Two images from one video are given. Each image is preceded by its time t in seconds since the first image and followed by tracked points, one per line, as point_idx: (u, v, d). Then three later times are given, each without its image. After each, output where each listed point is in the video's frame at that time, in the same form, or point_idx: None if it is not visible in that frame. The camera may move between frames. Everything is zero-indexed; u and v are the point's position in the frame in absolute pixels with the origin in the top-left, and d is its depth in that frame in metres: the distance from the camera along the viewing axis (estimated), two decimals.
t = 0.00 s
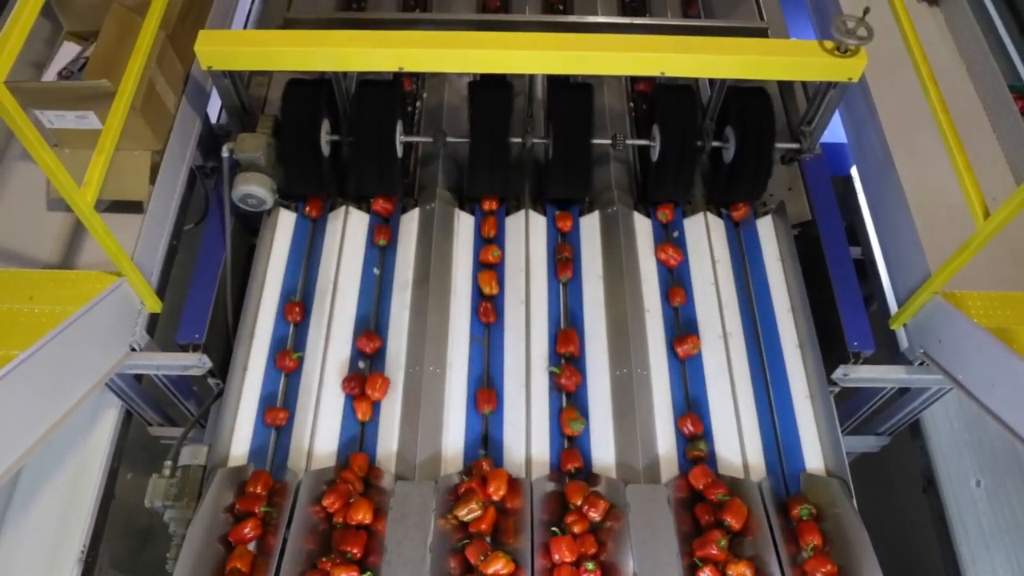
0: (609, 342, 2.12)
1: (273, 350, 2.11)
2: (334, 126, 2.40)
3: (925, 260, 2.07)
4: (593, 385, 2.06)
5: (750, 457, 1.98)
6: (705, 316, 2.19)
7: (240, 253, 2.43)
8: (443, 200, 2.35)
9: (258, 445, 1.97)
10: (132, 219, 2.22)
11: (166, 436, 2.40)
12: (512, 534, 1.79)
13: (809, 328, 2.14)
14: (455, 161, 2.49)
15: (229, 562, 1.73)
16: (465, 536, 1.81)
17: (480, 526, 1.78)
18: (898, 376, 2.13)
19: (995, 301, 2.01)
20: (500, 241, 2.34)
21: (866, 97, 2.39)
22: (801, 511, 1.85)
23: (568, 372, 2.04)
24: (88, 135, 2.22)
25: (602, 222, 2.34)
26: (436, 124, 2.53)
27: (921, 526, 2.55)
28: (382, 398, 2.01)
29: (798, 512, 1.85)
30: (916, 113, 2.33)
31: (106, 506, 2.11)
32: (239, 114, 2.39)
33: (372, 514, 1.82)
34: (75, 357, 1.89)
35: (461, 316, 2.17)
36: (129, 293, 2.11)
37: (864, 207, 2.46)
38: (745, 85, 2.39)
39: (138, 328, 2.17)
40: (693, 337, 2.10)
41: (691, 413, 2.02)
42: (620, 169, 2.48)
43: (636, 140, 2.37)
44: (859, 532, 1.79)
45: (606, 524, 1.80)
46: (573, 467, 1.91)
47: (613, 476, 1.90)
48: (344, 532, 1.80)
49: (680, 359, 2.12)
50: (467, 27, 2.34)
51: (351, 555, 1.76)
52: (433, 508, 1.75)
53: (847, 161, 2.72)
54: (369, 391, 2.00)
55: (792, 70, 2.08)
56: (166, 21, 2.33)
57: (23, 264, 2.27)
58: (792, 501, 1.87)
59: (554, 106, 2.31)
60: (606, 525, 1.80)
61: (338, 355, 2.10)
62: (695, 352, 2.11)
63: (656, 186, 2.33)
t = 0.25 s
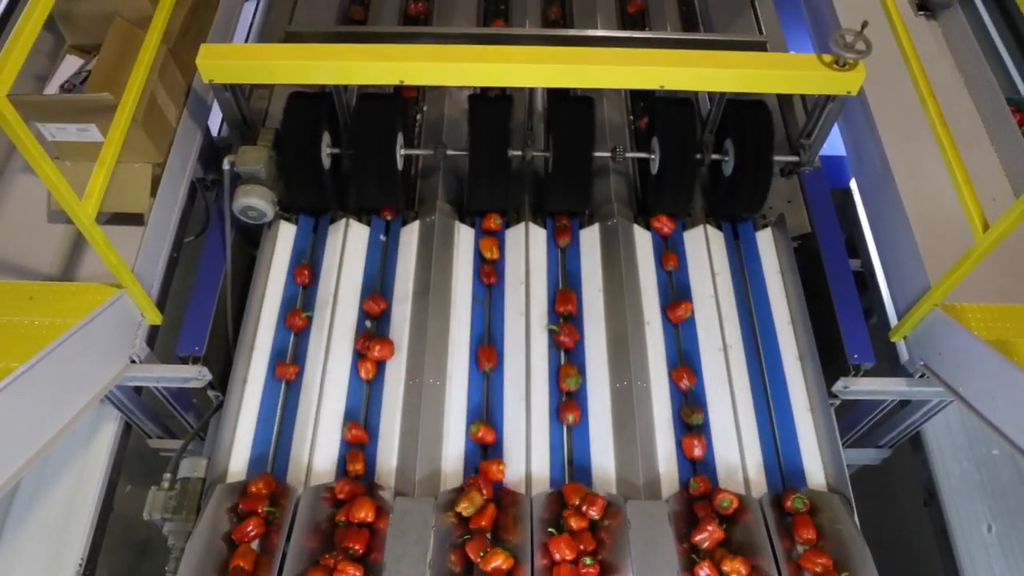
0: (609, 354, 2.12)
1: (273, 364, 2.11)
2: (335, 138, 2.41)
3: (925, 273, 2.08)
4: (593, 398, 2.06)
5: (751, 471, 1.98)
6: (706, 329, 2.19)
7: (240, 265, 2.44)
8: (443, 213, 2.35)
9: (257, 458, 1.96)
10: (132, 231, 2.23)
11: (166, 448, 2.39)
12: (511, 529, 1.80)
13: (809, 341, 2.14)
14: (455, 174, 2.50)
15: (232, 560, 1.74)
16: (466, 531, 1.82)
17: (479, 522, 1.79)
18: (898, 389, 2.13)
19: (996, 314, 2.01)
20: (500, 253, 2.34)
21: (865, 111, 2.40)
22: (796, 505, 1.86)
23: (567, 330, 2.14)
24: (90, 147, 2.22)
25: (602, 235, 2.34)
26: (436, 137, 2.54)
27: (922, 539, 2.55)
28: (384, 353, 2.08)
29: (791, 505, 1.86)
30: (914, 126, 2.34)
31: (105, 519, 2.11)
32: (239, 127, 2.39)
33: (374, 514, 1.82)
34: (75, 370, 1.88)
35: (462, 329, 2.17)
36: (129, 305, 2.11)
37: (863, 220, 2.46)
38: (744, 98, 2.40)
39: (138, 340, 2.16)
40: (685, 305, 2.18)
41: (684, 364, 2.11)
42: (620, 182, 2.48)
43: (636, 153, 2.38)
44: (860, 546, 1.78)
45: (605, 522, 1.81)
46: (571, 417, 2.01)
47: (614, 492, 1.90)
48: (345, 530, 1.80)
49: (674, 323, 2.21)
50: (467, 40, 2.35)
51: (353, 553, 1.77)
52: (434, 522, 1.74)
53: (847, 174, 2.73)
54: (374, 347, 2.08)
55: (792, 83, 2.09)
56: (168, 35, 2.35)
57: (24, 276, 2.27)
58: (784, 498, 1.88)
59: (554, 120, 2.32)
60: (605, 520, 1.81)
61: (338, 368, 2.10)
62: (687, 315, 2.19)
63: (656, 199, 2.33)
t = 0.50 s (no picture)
0: (609, 366, 2.12)
1: (273, 376, 2.11)
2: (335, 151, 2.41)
3: (924, 286, 2.08)
4: (593, 411, 2.06)
5: (752, 485, 1.97)
6: (706, 342, 2.19)
7: (241, 277, 2.44)
8: (443, 226, 2.36)
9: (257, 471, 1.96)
10: (133, 243, 2.24)
11: (165, 460, 2.39)
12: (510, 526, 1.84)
13: (810, 353, 2.14)
14: (455, 186, 2.50)
15: (236, 559, 1.79)
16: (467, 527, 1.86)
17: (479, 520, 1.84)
18: (898, 402, 2.12)
19: (996, 327, 2.01)
20: (500, 266, 2.35)
21: (864, 124, 2.41)
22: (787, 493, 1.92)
23: (565, 292, 2.24)
24: (91, 160, 2.23)
25: (602, 247, 2.35)
26: (437, 150, 2.54)
27: (924, 552, 2.53)
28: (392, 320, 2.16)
29: (783, 489, 1.93)
30: (913, 139, 2.35)
31: (103, 532, 2.10)
32: (240, 139, 2.40)
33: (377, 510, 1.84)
34: (75, 382, 1.88)
35: (462, 341, 2.17)
36: (129, 318, 2.12)
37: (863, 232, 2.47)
38: (744, 112, 2.41)
39: (138, 352, 2.16)
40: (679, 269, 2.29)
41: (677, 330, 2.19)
42: (620, 195, 2.49)
43: (635, 166, 2.38)
44: (861, 560, 1.77)
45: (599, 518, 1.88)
46: (568, 374, 2.10)
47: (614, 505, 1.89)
48: (348, 527, 1.84)
49: (668, 286, 2.31)
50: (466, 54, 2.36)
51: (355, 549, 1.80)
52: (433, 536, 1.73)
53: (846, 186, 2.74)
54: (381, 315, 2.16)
55: (791, 96, 2.10)
56: (170, 48, 2.36)
57: (24, 288, 2.28)
58: (781, 489, 1.93)
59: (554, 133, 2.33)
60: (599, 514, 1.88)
61: (339, 380, 2.10)
62: (679, 278, 2.29)
63: (656, 212, 2.34)
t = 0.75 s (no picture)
0: (609, 378, 2.12)
1: (273, 389, 2.10)
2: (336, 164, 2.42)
3: (924, 298, 2.08)
4: (593, 424, 2.06)
5: (753, 498, 1.97)
6: (706, 354, 2.19)
7: (241, 289, 2.44)
8: (443, 239, 2.37)
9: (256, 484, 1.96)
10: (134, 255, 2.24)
11: (165, 472, 2.39)
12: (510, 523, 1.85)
13: (810, 366, 2.14)
14: (455, 199, 2.51)
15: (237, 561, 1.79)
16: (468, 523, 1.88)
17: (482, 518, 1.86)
18: (899, 415, 2.12)
19: (996, 339, 2.02)
20: (501, 280, 2.35)
21: (863, 136, 2.42)
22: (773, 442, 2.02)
23: (564, 258, 2.35)
24: (93, 173, 2.23)
25: (601, 260, 2.35)
26: (437, 163, 2.55)
27: (925, 564, 2.53)
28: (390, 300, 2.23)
29: (771, 440, 2.03)
30: (911, 152, 2.36)
31: (102, 545, 2.10)
32: (241, 152, 2.41)
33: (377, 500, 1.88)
34: (75, 395, 1.88)
35: (462, 353, 2.17)
36: (130, 330, 2.12)
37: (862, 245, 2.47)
38: (743, 125, 2.42)
39: (138, 365, 2.16)
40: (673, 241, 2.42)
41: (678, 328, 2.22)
42: (620, 207, 2.49)
43: (635, 179, 2.39)
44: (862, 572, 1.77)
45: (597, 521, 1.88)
46: (566, 335, 2.20)
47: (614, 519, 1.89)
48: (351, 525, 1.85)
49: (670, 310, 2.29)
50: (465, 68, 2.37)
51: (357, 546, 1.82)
52: (433, 548, 1.73)
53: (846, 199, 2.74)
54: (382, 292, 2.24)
55: (791, 109, 2.11)
56: (171, 62, 2.37)
57: (24, 301, 2.28)
58: (768, 433, 2.04)
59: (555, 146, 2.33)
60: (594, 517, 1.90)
61: (339, 393, 2.10)
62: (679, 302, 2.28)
63: (656, 225, 2.34)
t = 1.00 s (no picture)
0: (609, 391, 2.11)
1: (273, 401, 2.10)
2: (337, 177, 2.43)
3: (924, 310, 2.08)
4: (593, 437, 2.05)
5: (754, 511, 1.96)
6: (706, 367, 2.19)
7: (241, 302, 2.44)
8: (443, 251, 2.37)
9: (255, 496, 1.95)
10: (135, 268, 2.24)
11: (164, 485, 2.39)
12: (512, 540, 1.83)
13: (810, 379, 2.14)
14: (455, 212, 2.51)
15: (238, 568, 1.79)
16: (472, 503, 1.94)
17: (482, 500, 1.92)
18: (900, 427, 2.12)
19: (996, 352, 2.01)
20: (501, 293, 2.35)
21: (862, 149, 2.43)
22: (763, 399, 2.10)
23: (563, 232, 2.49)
24: (94, 185, 2.24)
25: (602, 273, 2.35)
26: (437, 176, 2.56)
27: None
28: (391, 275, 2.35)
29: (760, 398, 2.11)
30: (910, 164, 2.36)
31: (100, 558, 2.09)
32: (242, 165, 2.41)
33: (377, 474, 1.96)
34: (74, 407, 1.88)
35: (462, 365, 2.17)
36: (130, 342, 2.12)
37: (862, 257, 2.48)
38: (742, 138, 2.43)
39: (137, 377, 2.16)
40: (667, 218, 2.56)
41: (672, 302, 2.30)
42: (620, 220, 2.50)
43: (635, 192, 2.40)
44: None
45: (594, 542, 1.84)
46: (565, 298, 2.30)
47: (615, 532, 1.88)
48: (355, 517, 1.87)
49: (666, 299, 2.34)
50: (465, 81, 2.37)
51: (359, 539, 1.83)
52: (433, 561, 1.72)
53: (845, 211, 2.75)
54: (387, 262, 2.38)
55: (790, 123, 2.12)
56: (173, 75, 2.38)
57: (24, 313, 2.28)
58: (758, 393, 2.11)
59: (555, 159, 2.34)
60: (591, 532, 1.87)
61: (339, 405, 2.10)
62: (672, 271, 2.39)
63: (656, 238, 2.35)
